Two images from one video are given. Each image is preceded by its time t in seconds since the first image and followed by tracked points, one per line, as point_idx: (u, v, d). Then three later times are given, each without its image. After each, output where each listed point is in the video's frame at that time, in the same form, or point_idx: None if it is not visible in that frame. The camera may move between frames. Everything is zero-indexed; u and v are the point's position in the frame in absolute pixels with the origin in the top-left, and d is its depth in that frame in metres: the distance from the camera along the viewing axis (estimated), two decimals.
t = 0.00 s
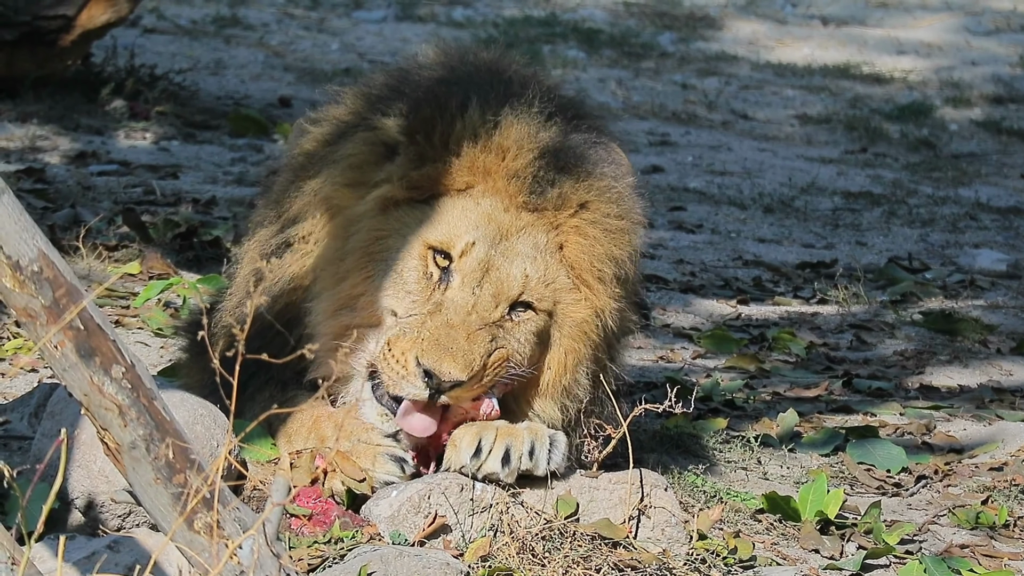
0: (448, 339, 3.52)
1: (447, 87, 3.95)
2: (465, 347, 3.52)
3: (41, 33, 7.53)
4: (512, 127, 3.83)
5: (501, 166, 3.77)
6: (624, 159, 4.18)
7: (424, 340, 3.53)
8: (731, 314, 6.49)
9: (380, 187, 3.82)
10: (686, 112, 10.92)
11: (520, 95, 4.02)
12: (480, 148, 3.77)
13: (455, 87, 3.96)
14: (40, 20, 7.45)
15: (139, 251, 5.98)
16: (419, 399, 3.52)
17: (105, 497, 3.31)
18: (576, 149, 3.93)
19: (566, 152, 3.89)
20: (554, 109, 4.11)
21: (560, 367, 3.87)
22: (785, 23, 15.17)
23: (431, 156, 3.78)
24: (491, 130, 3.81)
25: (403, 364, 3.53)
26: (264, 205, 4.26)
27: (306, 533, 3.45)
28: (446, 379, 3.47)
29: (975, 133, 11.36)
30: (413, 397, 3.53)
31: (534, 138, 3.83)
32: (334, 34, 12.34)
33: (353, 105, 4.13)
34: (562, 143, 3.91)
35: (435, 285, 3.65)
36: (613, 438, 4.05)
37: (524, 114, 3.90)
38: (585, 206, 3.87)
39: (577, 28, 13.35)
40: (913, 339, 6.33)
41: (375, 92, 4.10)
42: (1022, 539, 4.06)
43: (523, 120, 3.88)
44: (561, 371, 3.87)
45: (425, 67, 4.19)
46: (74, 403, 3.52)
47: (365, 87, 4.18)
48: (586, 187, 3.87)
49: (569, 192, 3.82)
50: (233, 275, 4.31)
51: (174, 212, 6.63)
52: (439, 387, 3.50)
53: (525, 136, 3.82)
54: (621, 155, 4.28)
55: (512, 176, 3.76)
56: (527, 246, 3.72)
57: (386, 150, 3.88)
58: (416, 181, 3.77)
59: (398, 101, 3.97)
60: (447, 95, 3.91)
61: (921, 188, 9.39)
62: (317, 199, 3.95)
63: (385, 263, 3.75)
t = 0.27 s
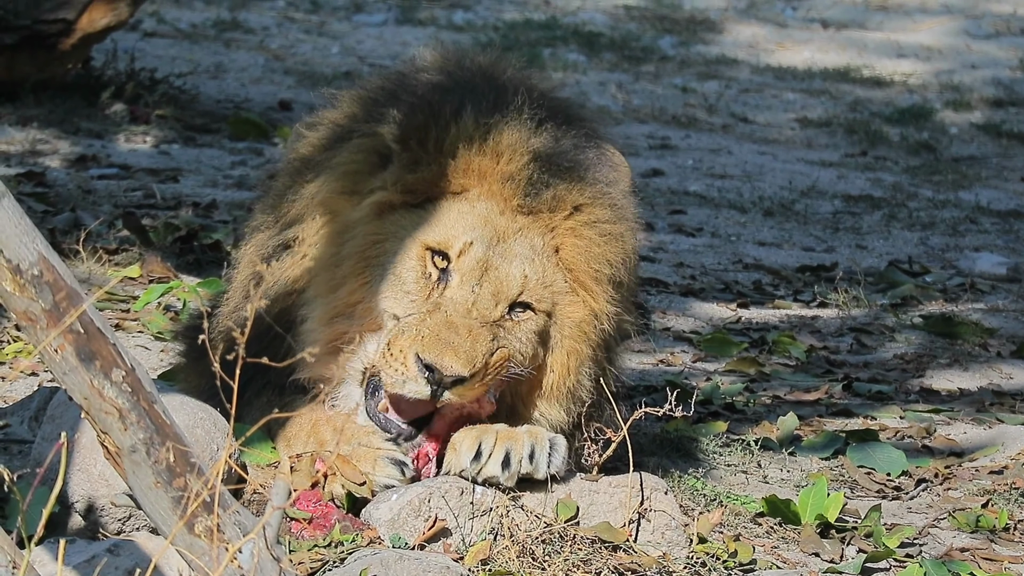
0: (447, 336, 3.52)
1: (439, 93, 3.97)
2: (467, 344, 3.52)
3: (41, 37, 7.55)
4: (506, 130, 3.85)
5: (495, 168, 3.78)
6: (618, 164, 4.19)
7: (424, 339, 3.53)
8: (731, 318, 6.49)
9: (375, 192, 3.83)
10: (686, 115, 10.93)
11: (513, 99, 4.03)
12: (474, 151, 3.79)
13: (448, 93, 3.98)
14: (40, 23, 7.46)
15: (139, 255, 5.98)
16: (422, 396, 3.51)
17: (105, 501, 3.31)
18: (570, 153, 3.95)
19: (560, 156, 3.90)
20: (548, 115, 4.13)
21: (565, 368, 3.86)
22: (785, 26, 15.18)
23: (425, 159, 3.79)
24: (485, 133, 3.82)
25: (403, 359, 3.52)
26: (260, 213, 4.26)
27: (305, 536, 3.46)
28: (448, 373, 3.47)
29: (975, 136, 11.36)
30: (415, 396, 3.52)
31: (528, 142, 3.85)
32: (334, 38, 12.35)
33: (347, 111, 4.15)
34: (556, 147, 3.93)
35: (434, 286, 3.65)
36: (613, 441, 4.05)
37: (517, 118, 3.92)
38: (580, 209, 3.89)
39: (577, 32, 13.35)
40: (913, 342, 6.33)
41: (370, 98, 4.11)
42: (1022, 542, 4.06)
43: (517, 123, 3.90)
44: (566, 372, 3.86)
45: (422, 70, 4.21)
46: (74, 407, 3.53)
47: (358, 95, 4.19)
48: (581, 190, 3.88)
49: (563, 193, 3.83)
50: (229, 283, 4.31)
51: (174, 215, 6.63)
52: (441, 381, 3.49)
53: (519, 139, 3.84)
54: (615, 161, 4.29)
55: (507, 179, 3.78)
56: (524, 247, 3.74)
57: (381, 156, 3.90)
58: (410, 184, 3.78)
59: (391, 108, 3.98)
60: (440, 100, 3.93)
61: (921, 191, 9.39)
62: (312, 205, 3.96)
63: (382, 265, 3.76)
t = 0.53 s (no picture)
0: (435, 344, 3.53)
1: (421, 100, 3.98)
2: (456, 350, 3.52)
3: (41, 40, 7.56)
4: (485, 132, 3.86)
5: (475, 172, 3.79)
6: (607, 157, 4.17)
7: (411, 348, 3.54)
8: (730, 320, 6.50)
9: (359, 204, 3.85)
10: (685, 117, 10.93)
11: (496, 102, 4.04)
12: (452, 158, 3.79)
13: (429, 98, 3.98)
14: (39, 26, 7.47)
15: (138, 257, 5.99)
16: (418, 406, 3.52)
17: (104, 503, 3.30)
18: (550, 149, 3.93)
19: (541, 153, 3.89)
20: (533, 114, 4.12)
21: (564, 364, 3.85)
22: (784, 28, 15.19)
23: (406, 167, 3.81)
24: (464, 138, 3.83)
25: (396, 372, 3.53)
26: (256, 219, 4.28)
27: (304, 538, 3.47)
28: (440, 382, 3.47)
29: (975, 138, 11.37)
30: (411, 405, 3.52)
31: (506, 143, 3.85)
32: (334, 40, 12.35)
33: (337, 117, 4.16)
34: (537, 144, 3.92)
35: (420, 295, 3.67)
36: (613, 441, 4.05)
37: (497, 120, 3.92)
38: (565, 205, 3.87)
39: (576, 34, 13.36)
40: (912, 344, 6.33)
41: (357, 103, 4.13)
42: (1021, 544, 4.06)
43: (497, 125, 3.90)
44: (565, 368, 3.86)
45: (422, 73, 4.21)
46: (73, 409, 3.53)
47: (346, 104, 4.20)
48: (565, 185, 3.87)
49: (546, 192, 3.82)
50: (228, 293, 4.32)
51: (173, 218, 6.64)
52: (435, 391, 3.49)
53: (498, 141, 3.84)
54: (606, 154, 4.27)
55: (487, 182, 3.78)
56: (508, 249, 3.74)
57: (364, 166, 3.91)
58: (392, 194, 3.79)
59: (372, 117, 3.99)
60: (420, 107, 3.94)
61: (920, 193, 9.39)
62: (300, 218, 3.98)
63: (370, 276, 3.77)
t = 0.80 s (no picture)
0: (436, 339, 3.54)
1: (405, 97, 3.97)
2: (456, 344, 3.54)
3: (39, 40, 7.55)
4: (469, 123, 3.85)
5: (462, 164, 3.79)
6: (593, 139, 4.16)
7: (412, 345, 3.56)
8: (729, 320, 6.49)
9: (350, 204, 3.85)
10: (684, 117, 10.93)
11: (481, 95, 4.04)
12: (436, 151, 3.79)
13: (415, 95, 3.98)
14: (38, 26, 7.47)
15: (137, 257, 5.98)
16: (424, 395, 3.56)
17: (103, 503, 3.30)
18: (534, 134, 3.92)
19: (525, 137, 3.88)
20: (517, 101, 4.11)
21: (566, 350, 3.86)
22: (783, 28, 15.19)
23: (393, 164, 3.81)
24: (449, 130, 3.83)
25: (404, 362, 3.56)
26: (253, 222, 4.28)
27: (303, 538, 3.47)
28: (446, 373, 3.50)
29: (973, 138, 11.38)
30: (415, 395, 3.56)
31: (490, 132, 3.84)
32: (332, 40, 12.34)
33: (328, 117, 4.16)
34: (522, 130, 3.91)
35: (418, 291, 3.68)
36: (610, 441, 4.04)
37: (481, 111, 3.92)
38: (554, 189, 3.86)
39: (575, 34, 13.36)
40: (911, 344, 6.33)
41: (348, 104, 4.13)
42: (1020, 544, 4.06)
43: (481, 116, 3.89)
44: (568, 353, 3.87)
45: (418, 72, 4.21)
46: (71, 409, 3.53)
47: (333, 107, 4.19)
48: (553, 169, 3.87)
49: (534, 176, 3.82)
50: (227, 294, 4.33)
51: (172, 217, 6.63)
52: (442, 382, 3.53)
53: (483, 131, 3.83)
54: (592, 136, 4.26)
55: (473, 173, 3.77)
56: (501, 238, 3.74)
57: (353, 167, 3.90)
58: (381, 192, 3.79)
59: (356, 116, 3.99)
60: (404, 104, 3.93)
61: (919, 193, 9.40)
62: (293, 219, 3.98)
63: (366, 274, 3.78)
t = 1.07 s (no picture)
0: (441, 340, 3.53)
1: (416, 94, 3.97)
2: (461, 346, 3.52)
3: (39, 35, 7.55)
4: (483, 122, 3.85)
5: (474, 163, 3.78)
6: (601, 142, 4.17)
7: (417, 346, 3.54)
8: (729, 316, 6.49)
9: (359, 201, 3.84)
10: (684, 113, 10.92)
11: (489, 95, 4.03)
12: (448, 151, 3.79)
13: (425, 91, 3.98)
14: (38, 21, 7.47)
15: (137, 252, 5.98)
16: (424, 403, 3.54)
17: (103, 498, 3.31)
18: (547, 137, 3.93)
19: (538, 140, 3.88)
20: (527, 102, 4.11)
21: (564, 355, 3.87)
22: (783, 24, 15.17)
23: (405, 161, 3.80)
24: (462, 128, 3.82)
25: (403, 370, 3.54)
26: (255, 217, 4.27)
27: (303, 533, 3.46)
28: (447, 380, 3.47)
29: (973, 134, 11.37)
30: (417, 403, 3.54)
31: (503, 133, 3.84)
32: (332, 36, 12.34)
33: (336, 113, 4.14)
34: (535, 133, 3.91)
35: (425, 290, 3.66)
36: (611, 437, 4.04)
37: (492, 111, 3.92)
38: (565, 191, 3.86)
39: (575, 29, 13.35)
40: (911, 340, 6.33)
41: (354, 100, 4.13)
42: (1020, 540, 4.06)
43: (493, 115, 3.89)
44: (566, 358, 3.87)
45: (420, 69, 4.20)
46: (71, 404, 3.53)
47: (339, 103, 4.18)
48: (564, 172, 3.86)
49: (546, 179, 3.81)
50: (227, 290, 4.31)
51: (172, 213, 6.63)
52: (442, 389, 3.50)
53: (495, 131, 3.83)
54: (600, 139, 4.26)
55: (485, 173, 3.77)
56: (511, 239, 3.73)
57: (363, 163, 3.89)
58: (391, 189, 3.78)
59: (366, 111, 3.98)
60: (416, 99, 3.93)
61: (919, 189, 9.39)
62: (300, 215, 3.96)
63: (372, 272, 3.76)
